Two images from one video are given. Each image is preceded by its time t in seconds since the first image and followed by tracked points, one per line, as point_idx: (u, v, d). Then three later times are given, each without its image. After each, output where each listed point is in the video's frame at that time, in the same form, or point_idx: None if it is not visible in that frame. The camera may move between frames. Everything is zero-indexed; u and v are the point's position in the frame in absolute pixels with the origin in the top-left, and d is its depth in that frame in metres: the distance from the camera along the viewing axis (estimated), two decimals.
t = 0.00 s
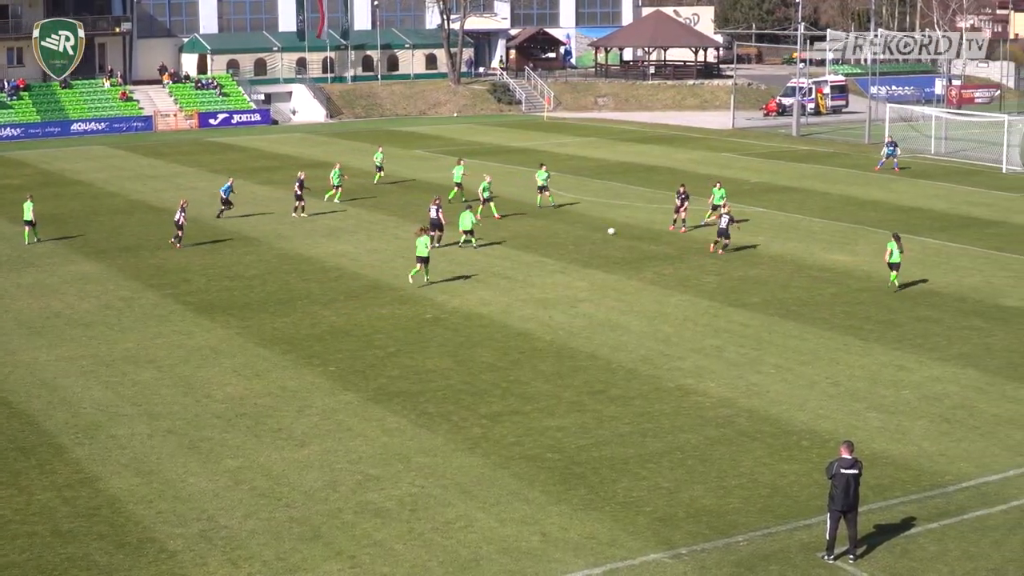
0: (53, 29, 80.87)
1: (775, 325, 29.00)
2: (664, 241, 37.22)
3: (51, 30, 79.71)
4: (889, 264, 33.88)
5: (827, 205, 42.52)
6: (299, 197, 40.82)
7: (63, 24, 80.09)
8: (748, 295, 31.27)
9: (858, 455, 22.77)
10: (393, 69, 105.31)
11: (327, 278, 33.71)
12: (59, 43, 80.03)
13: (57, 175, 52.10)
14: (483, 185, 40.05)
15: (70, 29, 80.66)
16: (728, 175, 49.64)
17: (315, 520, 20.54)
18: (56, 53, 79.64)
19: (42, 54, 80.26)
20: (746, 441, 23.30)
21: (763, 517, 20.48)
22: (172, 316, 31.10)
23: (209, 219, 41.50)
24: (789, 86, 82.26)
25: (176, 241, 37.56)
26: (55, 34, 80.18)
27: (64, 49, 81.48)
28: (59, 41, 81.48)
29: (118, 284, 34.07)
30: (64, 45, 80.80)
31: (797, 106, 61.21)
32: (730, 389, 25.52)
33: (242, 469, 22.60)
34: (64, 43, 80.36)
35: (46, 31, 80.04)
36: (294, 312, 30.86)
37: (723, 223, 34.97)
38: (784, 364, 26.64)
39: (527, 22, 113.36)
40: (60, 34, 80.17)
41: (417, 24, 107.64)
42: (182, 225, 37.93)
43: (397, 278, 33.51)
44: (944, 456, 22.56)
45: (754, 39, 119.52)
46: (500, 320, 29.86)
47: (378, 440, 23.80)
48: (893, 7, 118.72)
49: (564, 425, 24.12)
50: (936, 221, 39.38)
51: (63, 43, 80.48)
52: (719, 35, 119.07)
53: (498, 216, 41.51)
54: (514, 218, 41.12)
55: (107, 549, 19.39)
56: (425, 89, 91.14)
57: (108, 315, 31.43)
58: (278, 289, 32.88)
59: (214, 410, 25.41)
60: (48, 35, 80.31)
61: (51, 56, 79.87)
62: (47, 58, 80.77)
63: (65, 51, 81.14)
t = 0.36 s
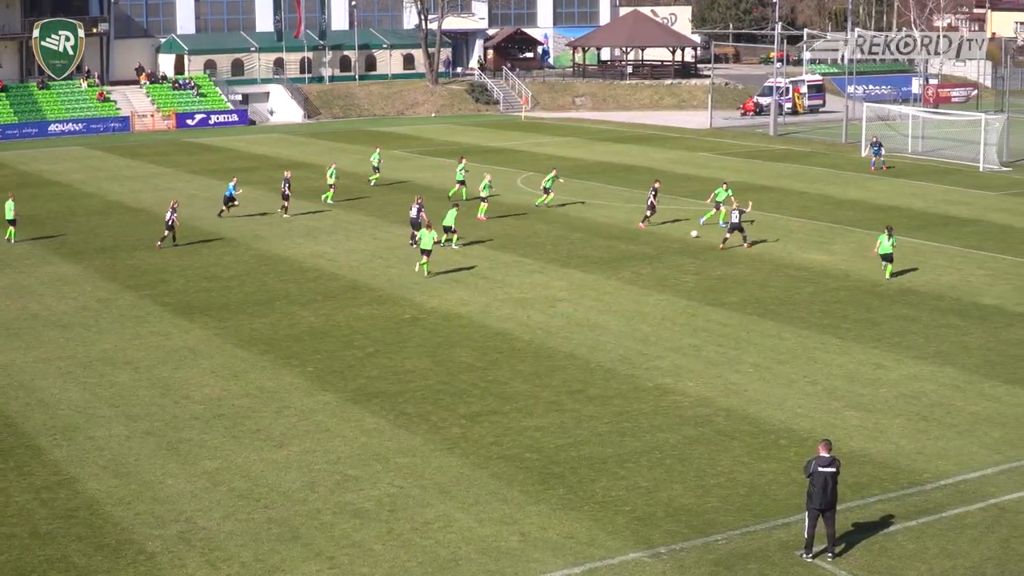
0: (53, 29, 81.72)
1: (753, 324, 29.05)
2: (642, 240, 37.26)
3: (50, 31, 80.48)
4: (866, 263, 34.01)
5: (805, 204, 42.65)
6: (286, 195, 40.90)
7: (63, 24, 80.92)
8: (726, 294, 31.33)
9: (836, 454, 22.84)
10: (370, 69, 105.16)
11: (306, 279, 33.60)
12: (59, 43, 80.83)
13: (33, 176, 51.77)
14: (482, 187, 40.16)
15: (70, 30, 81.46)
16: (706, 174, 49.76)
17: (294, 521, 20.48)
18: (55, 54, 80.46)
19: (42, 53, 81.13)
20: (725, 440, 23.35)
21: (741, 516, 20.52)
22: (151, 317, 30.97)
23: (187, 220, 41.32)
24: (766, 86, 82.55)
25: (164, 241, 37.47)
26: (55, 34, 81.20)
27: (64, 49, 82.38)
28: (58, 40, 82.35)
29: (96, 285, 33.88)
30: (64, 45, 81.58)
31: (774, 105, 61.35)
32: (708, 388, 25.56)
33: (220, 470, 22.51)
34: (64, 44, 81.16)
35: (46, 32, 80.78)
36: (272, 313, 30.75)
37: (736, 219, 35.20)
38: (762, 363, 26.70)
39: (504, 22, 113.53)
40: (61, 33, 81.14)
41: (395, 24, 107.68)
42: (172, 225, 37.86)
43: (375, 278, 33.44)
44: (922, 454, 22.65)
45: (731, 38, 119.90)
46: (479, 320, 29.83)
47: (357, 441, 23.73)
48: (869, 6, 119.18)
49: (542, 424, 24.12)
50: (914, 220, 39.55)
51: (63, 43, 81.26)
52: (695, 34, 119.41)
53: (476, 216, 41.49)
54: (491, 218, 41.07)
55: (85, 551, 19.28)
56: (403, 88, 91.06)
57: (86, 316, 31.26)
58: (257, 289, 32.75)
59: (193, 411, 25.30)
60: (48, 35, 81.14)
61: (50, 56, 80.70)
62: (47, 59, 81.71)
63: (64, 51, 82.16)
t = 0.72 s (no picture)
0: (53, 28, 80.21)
1: (728, 323, 29.12)
2: (617, 240, 37.31)
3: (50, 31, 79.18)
4: (840, 262, 34.14)
5: (780, 203, 42.78)
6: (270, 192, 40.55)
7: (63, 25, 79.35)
8: (701, 294, 31.39)
9: (811, 452, 22.90)
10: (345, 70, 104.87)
11: (281, 279, 33.48)
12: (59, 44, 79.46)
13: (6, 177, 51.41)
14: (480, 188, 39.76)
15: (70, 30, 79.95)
16: (681, 174, 49.87)
17: (271, 522, 20.39)
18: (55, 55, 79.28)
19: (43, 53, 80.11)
20: (700, 439, 23.40)
21: (717, 515, 20.54)
22: (126, 318, 30.79)
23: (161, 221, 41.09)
24: (740, 86, 82.87)
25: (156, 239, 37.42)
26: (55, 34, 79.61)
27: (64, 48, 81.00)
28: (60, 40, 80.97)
29: (70, 287, 33.65)
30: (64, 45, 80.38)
31: (749, 104, 61.49)
32: (683, 387, 25.59)
33: (196, 472, 22.39)
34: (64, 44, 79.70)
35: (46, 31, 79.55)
36: (248, 314, 30.61)
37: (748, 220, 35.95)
38: (737, 363, 26.75)
39: (479, 22, 113.63)
40: (60, 34, 79.83)
41: (370, 24, 108.06)
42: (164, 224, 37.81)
43: (351, 279, 33.35)
44: (896, 453, 22.74)
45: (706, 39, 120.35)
46: (454, 320, 29.80)
47: (332, 442, 23.65)
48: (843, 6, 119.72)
49: (518, 425, 24.11)
50: (888, 219, 39.72)
51: (63, 43, 80.04)
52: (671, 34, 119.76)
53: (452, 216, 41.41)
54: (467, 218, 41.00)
55: (61, 554, 19.14)
56: (378, 89, 90.84)
57: (60, 318, 31.05)
58: (232, 290, 32.62)
59: (168, 413, 25.16)
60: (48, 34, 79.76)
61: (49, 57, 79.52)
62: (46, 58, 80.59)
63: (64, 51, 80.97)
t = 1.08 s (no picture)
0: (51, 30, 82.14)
1: (699, 327, 29.15)
2: (587, 243, 37.31)
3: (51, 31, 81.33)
4: (811, 265, 34.24)
5: (751, 207, 42.90)
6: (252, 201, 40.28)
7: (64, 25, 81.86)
8: (672, 298, 31.41)
9: (781, 455, 22.94)
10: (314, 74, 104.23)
11: (251, 285, 33.32)
12: (59, 43, 81.78)
13: None
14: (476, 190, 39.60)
15: (70, 30, 82.31)
16: (651, 178, 49.90)
17: (243, 528, 20.24)
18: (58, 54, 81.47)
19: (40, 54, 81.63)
20: (671, 442, 23.41)
21: (688, 519, 20.54)
22: (97, 325, 30.56)
23: (130, 227, 40.82)
24: (709, 89, 83.19)
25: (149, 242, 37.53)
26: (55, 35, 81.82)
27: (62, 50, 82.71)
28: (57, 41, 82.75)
29: (39, 293, 33.35)
30: (64, 45, 82.29)
31: (719, 108, 61.53)
32: (655, 390, 25.61)
33: (166, 478, 22.23)
34: (64, 44, 82.01)
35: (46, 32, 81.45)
36: (218, 319, 30.45)
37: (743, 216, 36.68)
38: (709, 366, 26.73)
39: (449, 27, 113.66)
40: (61, 33, 81.86)
41: (340, 29, 108.58)
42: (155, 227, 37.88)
43: (321, 284, 33.21)
44: (867, 455, 22.80)
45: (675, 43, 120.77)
46: (425, 324, 29.73)
47: (304, 448, 23.50)
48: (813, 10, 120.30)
49: (489, 430, 24.04)
50: (858, 222, 39.90)
51: (63, 44, 82.15)
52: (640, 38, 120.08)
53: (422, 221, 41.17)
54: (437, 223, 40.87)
55: (32, 560, 18.97)
56: (348, 94, 90.46)
57: (29, 324, 30.75)
58: (202, 295, 32.43)
59: (138, 419, 24.96)
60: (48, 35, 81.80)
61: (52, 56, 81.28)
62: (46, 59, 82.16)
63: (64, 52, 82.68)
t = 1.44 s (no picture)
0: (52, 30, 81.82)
1: (668, 338, 29.19)
2: (555, 255, 37.32)
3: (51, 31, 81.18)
4: (779, 276, 34.37)
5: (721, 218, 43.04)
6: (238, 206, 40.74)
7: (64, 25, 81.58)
8: (641, 309, 31.45)
9: (751, 465, 22.97)
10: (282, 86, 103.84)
11: (220, 297, 33.14)
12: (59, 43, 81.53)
13: None
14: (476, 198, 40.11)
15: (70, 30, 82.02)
16: (620, 189, 49.97)
17: (213, 541, 20.08)
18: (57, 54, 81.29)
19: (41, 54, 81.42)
20: (641, 453, 23.40)
21: (659, 529, 20.52)
22: (65, 338, 30.30)
23: (97, 240, 40.53)
24: (678, 101, 83.54)
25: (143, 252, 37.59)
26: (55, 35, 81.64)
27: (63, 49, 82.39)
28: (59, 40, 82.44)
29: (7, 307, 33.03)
30: (64, 45, 81.95)
31: (688, 120, 61.70)
32: (624, 401, 25.61)
33: (136, 492, 22.04)
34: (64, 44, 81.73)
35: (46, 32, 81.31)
36: (188, 332, 30.26)
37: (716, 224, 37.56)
38: (678, 377, 26.76)
39: (417, 39, 113.73)
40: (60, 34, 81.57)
41: (308, 41, 108.88)
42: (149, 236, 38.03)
43: (291, 296, 33.08)
44: (836, 465, 22.85)
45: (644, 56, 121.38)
46: (394, 336, 29.65)
47: (273, 461, 23.35)
48: (781, 21, 121.17)
49: (458, 441, 23.98)
50: (826, 232, 40.11)
51: (63, 44, 81.99)
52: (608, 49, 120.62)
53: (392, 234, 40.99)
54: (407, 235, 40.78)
55: None
56: (317, 106, 90.39)
57: None
58: (171, 308, 32.23)
59: (105, 433, 24.74)
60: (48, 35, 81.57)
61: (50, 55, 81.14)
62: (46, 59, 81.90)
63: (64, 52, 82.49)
